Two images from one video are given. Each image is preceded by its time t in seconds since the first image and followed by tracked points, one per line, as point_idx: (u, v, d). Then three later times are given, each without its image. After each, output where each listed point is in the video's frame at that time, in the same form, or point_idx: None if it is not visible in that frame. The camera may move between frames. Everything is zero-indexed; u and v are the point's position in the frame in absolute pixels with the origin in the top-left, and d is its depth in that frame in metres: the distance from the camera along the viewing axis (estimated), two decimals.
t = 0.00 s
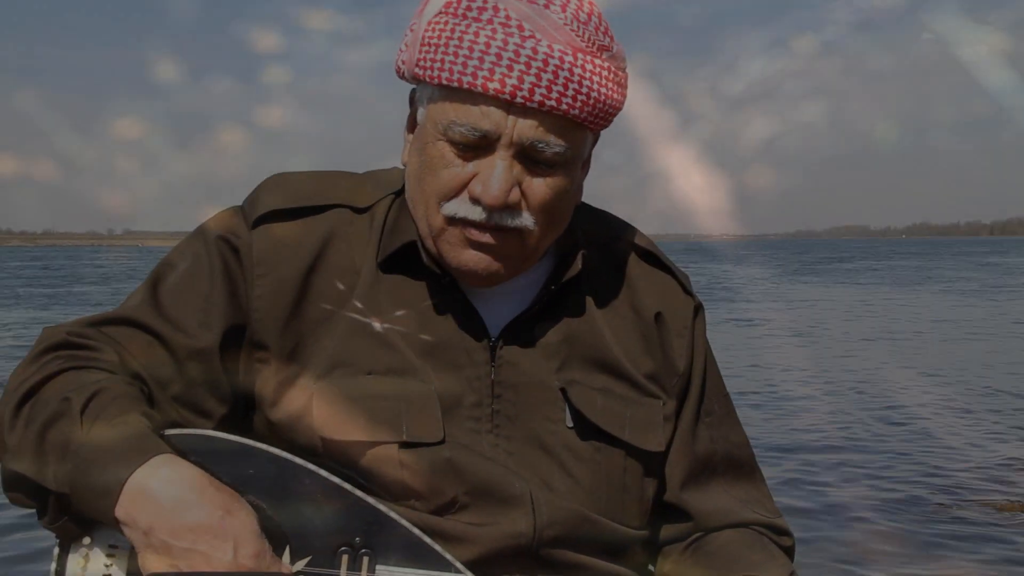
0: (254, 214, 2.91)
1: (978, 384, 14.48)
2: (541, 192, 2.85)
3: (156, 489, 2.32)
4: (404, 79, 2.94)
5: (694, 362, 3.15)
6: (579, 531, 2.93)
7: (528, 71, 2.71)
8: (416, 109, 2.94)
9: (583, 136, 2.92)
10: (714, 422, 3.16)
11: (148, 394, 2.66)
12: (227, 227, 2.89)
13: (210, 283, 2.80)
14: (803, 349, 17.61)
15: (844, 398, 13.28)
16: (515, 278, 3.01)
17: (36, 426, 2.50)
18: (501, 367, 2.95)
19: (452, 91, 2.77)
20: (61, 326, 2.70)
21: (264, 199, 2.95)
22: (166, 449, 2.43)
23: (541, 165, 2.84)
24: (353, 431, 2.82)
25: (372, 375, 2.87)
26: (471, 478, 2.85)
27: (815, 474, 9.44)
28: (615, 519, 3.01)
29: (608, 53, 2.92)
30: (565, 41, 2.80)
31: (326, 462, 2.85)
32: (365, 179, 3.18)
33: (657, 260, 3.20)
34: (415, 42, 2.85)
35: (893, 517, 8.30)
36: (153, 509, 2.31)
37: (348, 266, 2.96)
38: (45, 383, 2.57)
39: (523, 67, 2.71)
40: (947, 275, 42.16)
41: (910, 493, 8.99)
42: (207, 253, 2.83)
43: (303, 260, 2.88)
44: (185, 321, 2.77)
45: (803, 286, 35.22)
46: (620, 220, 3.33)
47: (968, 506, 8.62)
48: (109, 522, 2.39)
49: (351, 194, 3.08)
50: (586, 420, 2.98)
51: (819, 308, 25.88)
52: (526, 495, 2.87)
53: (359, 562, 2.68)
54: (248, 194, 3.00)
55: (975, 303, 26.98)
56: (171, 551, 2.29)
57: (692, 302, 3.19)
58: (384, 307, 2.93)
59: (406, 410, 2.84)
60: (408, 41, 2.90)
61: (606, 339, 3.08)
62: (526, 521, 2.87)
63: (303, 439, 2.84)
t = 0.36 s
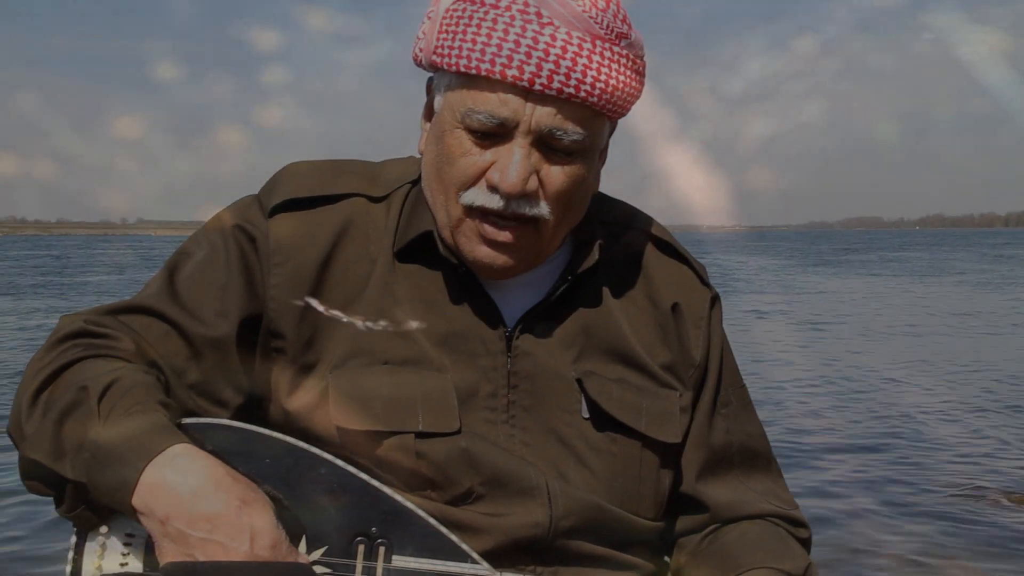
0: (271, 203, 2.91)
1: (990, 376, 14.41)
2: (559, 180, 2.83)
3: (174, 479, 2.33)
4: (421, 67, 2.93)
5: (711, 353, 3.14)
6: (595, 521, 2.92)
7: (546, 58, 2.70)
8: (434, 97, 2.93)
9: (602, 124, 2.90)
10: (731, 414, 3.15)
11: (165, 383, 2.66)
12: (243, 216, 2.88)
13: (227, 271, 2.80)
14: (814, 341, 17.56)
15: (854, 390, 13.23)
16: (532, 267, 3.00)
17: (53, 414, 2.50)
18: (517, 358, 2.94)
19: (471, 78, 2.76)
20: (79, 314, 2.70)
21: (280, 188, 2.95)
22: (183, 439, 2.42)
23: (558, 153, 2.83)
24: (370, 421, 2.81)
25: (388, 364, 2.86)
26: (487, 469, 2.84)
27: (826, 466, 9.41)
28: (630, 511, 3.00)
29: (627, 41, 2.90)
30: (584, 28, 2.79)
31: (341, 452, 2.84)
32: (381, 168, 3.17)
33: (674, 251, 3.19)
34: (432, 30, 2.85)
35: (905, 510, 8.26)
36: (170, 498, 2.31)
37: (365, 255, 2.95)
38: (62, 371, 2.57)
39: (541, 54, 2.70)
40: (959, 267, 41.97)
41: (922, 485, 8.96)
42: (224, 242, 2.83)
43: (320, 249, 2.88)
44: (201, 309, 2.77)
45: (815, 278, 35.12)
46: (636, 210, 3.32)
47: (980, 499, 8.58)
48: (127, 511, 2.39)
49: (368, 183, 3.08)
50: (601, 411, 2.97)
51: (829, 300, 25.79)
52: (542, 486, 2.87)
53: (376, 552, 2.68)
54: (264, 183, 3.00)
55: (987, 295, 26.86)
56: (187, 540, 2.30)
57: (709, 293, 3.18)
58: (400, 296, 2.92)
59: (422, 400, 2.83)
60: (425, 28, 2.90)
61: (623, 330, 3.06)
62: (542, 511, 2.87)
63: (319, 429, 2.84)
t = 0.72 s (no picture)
0: (280, 198, 2.90)
1: (998, 368, 14.37)
2: (569, 173, 2.82)
3: (183, 475, 2.32)
4: (431, 60, 2.92)
5: (722, 347, 3.12)
6: (606, 516, 2.91)
7: (556, 51, 2.69)
8: (444, 91, 2.92)
9: (612, 117, 2.88)
10: (742, 408, 3.14)
11: (174, 378, 2.66)
12: (253, 211, 2.88)
13: (236, 267, 2.80)
14: (824, 334, 17.50)
15: (862, 382, 13.20)
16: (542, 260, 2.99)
17: (63, 410, 2.50)
18: (527, 353, 2.93)
19: (480, 72, 2.75)
20: (89, 309, 2.70)
21: (289, 182, 2.94)
22: (193, 435, 2.42)
23: (569, 147, 2.81)
24: (380, 415, 2.79)
25: (398, 360, 2.86)
26: (498, 464, 2.83)
27: (837, 459, 9.38)
28: (641, 505, 2.99)
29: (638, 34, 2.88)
30: (595, 21, 2.77)
31: (350, 448, 2.84)
32: (391, 162, 3.16)
33: (685, 245, 3.17)
34: (442, 23, 2.84)
35: (917, 502, 8.23)
36: (180, 494, 2.30)
37: (375, 250, 2.94)
38: (72, 367, 2.57)
39: (551, 47, 2.69)
40: (968, 259, 41.82)
41: (934, 476, 8.92)
42: (233, 237, 2.83)
43: (329, 244, 2.87)
44: (210, 305, 2.76)
45: (824, 271, 35.02)
46: (647, 204, 3.31)
47: (992, 490, 8.54)
48: (137, 507, 2.39)
49: (377, 177, 3.07)
50: (612, 406, 2.96)
51: (837, 293, 25.74)
52: (553, 481, 2.87)
53: (386, 547, 2.68)
54: (273, 178, 2.99)
55: (998, 287, 26.75)
56: (198, 535, 2.29)
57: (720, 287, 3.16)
58: (410, 291, 2.91)
59: (432, 396, 2.82)
60: (435, 21, 2.89)
61: (634, 325, 3.05)
62: (553, 506, 2.86)
63: (329, 424, 2.83)
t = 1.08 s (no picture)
0: (292, 185, 2.90)
1: (1007, 356, 14.35)
2: (582, 162, 2.82)
3: (196, 461, 2.32)
4: (444, 48, 2.92)
5: (732, 339, 3.12)
6: (616, 506, 2.91)
7: (570, 39, 2.69)
8: (456, 79, 2.92)
9: (625, 106, 2.88)
10: (750, 400, 3.14)
11: (185, 363, 2.67)
12: (264, 198, 2.88)
13: (248, 254, 2.80)
14: (830, 325, 17.49)
15: (872, 373, 13.19)
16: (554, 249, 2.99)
17: (75, 396, 2.50)
18: (538, 343, 2.93)
19: (494, 60, 2.75)
20: (100, 295, 2.71)
21: (301, 170, 2.94)
22: (205, 419, 2.42)
23: (582, 135, 2.81)
24: (393, 403, 2.80)
25: (409, 348, 2.86)
26: (509, 453, 2.84)
27: (844, 449, 9.37)
28: (651, 496, 2.99)
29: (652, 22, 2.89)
30: (609, 9, 2.77)
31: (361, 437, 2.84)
32: (403, 151, 3.16)
33: (695, 237, 3.17)
34: (456, 11, 2.84)
35: (924, 491, 8.22)
36: (193, 478, 2.30)
37: (387, 238, 2.94)
38: (84, 353, 2.58)
39: (565, 35, 2.69)
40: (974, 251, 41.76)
41: (941, 465, 8.91)
42: (245, 224, 2.83)
43: (341, 232, 2.87)
44: (222, 291, 2.77)
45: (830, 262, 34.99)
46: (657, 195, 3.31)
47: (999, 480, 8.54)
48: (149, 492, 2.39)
49: (389, 166, 3.07)
50: (622, 397, 2.96)
51: (847, 283, 25.70)
52: (563, 471, 2.87)
53: (397, 532, 2.69)
54: (286, 166, 2.99)
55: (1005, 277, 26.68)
56: (211, 520, 2.29)
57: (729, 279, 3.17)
58: (421, 279, 2.91)
59: (443, 385, 2.82)
60: (448, 9, 2.89)
61: (645, 315, 3.05)
62: (563, 496, 2.86)
63: (339, 413, 2.83)
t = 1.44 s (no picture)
0: (301, 175, 2.89)
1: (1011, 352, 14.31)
2: (594, 153, 2.80)
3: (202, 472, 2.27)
4: (456, 39, 2.92)
5: (736, 337, 3.13)
6: (629, 500, 2.90)
7: (586, 29, 2.69)
8: (467, 70, 2.91)
9: (637, 97, 2.87)
10: (754, 397, 3.14)
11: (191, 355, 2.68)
12: (274, 190, 2.87)
13: (259, 245, 2.80)
14: (832, 320, 17.46)
15: (875, 368, 13.17)
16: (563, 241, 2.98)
17: (77, 398, 2.47)
18: (549, 335, 2.92)
19: (507, 49, 2.74)
20: (103, 286, 2.69)
21: (310, 160, 2.93)
22: (207, 425, 2.38)
23: (595, 126, 2.80)
24: (404, 397, 2.78)
25: (420, 340, 2.84)
26: (520, 447, 2.84)
27: (850, 445, 9.34)
28: (660, 490, 2.97)
29: (665, 14, 2.88)
30: None
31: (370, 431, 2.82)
32: (410, 144, 3.16)
33: (700, 233, 3.16)
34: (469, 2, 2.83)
35: (930, 486, 8.20)
36: (199, 490, 2.26)
37: (395, 231, 2.93)
38: (87, 349, 2.55)
39: (581, 25, 2.69)
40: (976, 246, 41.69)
41: (948, 460, 8.89)
42: (254, 216, 2.83)
43: (351, 223, 2.86)
44: (232, 283, 2.76)
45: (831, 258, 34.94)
46: (661, 191, 3.30)
47: (1005, 474, 8.51)
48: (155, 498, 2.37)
49: (397, 158, 3.06)
50: (633, 391, 2.94)
51: (851, 278, 25.68)
52: (576, 464, 2.86)
53: (417, 515, 2.73)
54: (293, 158, 2.98)
55: (1007, 273, 26.63)
56: (219, 533, 2.25)
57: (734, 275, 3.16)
58: (430, 272, 2.90)
59: (455, 377, 2.81)
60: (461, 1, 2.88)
61: (653, 310, 3.04)
62: (576, 489, 2.84)
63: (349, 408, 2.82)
